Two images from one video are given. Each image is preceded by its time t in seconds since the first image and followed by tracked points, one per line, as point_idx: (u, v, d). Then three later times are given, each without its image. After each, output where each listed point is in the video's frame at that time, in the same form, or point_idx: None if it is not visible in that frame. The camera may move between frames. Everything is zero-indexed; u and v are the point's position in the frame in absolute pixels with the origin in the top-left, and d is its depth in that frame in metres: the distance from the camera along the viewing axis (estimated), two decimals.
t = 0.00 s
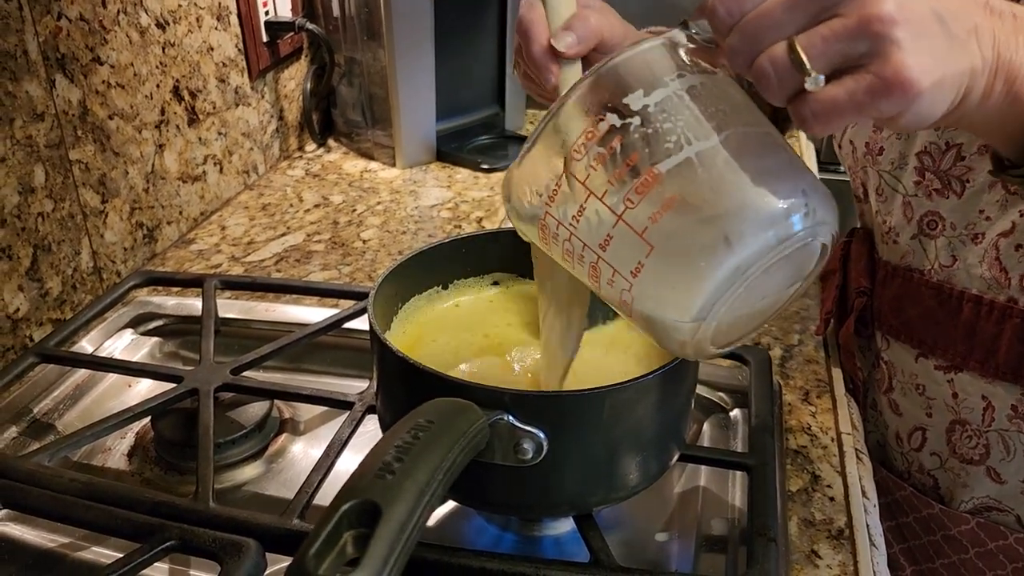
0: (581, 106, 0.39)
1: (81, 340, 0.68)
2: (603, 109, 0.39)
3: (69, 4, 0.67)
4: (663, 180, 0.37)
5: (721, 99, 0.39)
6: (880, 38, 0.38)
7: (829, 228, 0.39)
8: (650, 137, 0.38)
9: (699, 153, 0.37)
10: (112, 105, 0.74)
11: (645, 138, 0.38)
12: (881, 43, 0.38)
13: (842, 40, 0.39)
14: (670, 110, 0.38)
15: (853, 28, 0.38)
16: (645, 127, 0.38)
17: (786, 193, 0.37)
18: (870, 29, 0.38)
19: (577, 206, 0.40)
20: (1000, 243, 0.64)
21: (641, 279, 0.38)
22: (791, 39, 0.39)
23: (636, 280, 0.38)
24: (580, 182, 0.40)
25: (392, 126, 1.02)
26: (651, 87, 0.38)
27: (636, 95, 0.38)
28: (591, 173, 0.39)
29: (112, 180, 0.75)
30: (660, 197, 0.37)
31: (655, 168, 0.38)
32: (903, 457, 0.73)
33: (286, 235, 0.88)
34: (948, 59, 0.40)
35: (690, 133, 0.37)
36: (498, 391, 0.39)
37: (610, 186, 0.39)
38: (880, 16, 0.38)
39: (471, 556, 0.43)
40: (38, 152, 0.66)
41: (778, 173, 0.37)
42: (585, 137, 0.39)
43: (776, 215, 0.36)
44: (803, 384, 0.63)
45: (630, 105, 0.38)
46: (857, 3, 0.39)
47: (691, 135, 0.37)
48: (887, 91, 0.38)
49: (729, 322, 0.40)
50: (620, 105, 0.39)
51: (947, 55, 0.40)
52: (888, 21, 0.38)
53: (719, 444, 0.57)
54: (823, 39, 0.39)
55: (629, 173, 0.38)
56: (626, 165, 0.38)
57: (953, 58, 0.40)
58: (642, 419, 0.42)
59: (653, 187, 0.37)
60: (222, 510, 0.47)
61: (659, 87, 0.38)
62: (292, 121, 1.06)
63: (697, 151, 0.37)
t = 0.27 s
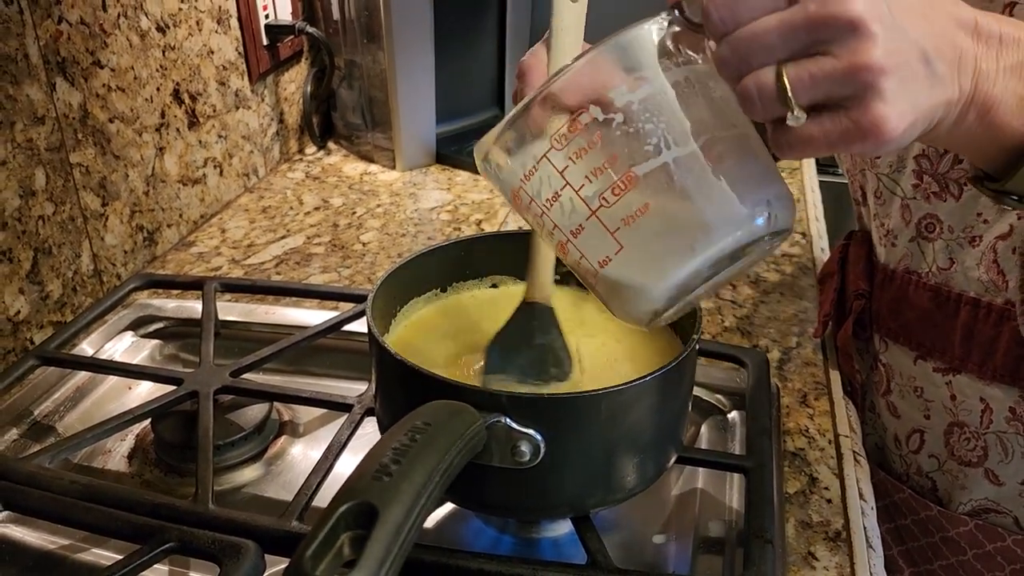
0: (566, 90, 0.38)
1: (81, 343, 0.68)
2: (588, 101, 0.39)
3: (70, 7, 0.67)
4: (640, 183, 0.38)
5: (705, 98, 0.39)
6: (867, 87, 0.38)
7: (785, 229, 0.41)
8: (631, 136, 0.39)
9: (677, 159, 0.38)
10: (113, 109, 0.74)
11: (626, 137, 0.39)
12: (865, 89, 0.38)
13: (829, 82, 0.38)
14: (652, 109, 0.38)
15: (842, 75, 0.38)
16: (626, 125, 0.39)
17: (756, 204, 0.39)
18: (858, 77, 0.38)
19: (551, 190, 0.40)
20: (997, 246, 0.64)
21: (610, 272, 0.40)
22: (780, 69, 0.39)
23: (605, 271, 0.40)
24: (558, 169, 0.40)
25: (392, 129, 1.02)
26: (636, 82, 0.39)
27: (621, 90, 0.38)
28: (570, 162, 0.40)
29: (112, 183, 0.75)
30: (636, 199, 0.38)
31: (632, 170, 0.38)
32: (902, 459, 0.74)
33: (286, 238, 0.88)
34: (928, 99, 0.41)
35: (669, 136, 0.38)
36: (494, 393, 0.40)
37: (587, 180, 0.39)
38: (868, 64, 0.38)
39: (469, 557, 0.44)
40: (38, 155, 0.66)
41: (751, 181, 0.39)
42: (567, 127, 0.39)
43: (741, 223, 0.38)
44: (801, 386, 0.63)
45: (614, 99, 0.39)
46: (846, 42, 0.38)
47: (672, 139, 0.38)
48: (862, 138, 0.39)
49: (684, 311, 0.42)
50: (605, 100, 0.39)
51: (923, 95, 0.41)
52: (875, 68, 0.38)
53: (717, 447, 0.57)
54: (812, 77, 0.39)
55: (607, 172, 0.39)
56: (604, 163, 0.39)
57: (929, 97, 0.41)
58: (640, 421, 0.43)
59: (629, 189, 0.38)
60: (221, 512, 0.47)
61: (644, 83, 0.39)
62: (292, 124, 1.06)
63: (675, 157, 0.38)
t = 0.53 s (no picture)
0: (578, 45, 0.39)
1: (81, 345, 0.68)
2: (594, 61, 0.39)
3: (69, 12, 0.68)
4: (631, 153, 0.40)
5: (705, 69, 0.41)
6: (865, 128, 0.41)
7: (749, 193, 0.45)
8: (631, 105, 0.40)
9: (672, 134, 0.41)
10: (112, 112, 0.74)
11: (626, 103, 0.40)
12: (862, 129, 0.41)
13: (833, 118, 0.41)
14: (656, 79, 0.40)
15: (846, 116, 0.40)
16: (628, 91, 0.40)
17: (733, 177, 0.42)
18: (860, 119, 0.40)
19: (537, 134, 0.41)
20: (995, 250, 0.64)
21: (586, 220, 0.43)
22: (791, 85, 0.39)
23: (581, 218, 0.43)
24: (551, 118, 0.40)
25: (392, 132, 1.02)
26: (646, 49, 0.39)
27: (630, 56, 0.39)
28: (565, 116, 0.40)
29: (112, 186, 0.75)
30: (624, 167, 0.41)
31: (624, 139, 0.40)
32: (899, 461, 0.74)
33: (286, 240, 0.88)
34: (919, 125, 0.44)
35: (668, 109, 0.40)
36: (491, 397, 0.40)
37: (579, 138, 0.41)
38: (873, 108, 0.40)
39: (466, 560, 0.44)
40: (38, 159, 0.67)
41: (734, 156, 0.42)
42: (569, 83, 0.40)
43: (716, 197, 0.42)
44: (799, 389, 0.63)
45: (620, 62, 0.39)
46: (859, 84, 0.40)
47: (669, 113, 0.40)
48: (846, 163, 0.44)
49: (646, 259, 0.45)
50: (613, 63, 0.39)
51: (917, 122, 0.44)
52: (879, 113, 0.40)
53: (714, 449, 0.58)
54: (817, 107, 0.40)
55: (601, 134, 0.40)
56: (601, 125, 0.40)
57: (923, 121, 0.44)
58: (636, 425, 0.43)
59: (620, 156, 0.40)
60: (220, 514, 0.47)
61: (651, 52, 0.39)
62: (292, 127, 1.07)
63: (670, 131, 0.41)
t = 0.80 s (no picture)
0: None
1: (80, 347, 0.68)
2: (601, 15, 0.38)
3: (69, 15, 0.68)
4: (626, 116, 0.40)
5: (713, 34, 0.40)
6: (864, 120, 0.42)
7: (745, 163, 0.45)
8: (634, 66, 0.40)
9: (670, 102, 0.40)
10: (111, 115, 0.75)
11: (629, 64, 0.40)
12: (861, 121, 0.42)
13: (835, 105, 0.41)
14: (663, 41, 0.39)
15: (848, 106, 0.41)
16: (633, 51, 0.39)
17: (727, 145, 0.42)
18: (861, 111, 0.41)
19: (536, 82, 0.41)
20: (994, 251, 0.65)
21: (573, 176, 0.43)
22: (798, 68, 0.40)
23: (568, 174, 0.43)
24: (550, 70, 0.40)
25: (391, 134, 1.02)
26: (657, 10, 0.38)
27: (638, 15, 0.38)
28: (565, 70, 0.40)
29: (111, 189, 0.75)
30: (618, 128, 0.41)
31: (621, 101, 0.40)
32: (897, 462, 0.74)
33: (285, 243, 0.88)
34: (915, 120, 0.45)
35: (671, 76, 0.40)
36: (489, 398, 0.40)
37: (575, 93, 0.41)
38: (874, 102, 0.41)
39: (464, 561, 0.44)
40: (37, 161, 0.67)
41: (729, 128, 0.42)
42: (572, 37, 0.39)
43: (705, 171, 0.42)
44: (796, 391, 0.63)
45: (628, 22, 0.39)
46: (865, 76, 0.40)
47: (670, 78, 0.40)
48: (838, 150, 0.45)
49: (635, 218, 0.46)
50: (621, 21, 0.39)
51: (916, 116, 0.44)
52: (879, 107, 0.41)
53: (711, 450, 0.58)
54: (820, 94, 0.41)
55: (598, 93, 0.40)
56: (601, 85, 0.40)
57: (920, 115, 0.45)
58: (633, 427, 0.43)
59: (614, 117, 0.41)
60: (218, 516, 0.47)
61: (663, 14, 0.38)
62: (291, 129, 1.07)
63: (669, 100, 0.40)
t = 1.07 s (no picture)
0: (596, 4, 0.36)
1: (81, 347, 0.68)
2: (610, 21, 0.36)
3: (70, 17, 0.68)
4: (629, 124, 0.38)
5: (719, 44, 0.38)
6: (860, 147, 0.43)
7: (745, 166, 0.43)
8: (640, 73, 0.38)
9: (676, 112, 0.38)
10: (113, 116, 0.75)
11: (633, 72, 0.38)
12: (856, 145, 0.43)
13: (832, 128, 0.42)
14: (671, 50, 0.37)
15: (846, 132, 0.42)
16: (639, 59, 0.37)
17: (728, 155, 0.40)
18: (858, 137, 0.42)
19: (538, 83, 0.39)
20: (995, 252, 0.65)
21: (570, 178, 0.41)
22: (799, 91, 0.40)
23: (566, 175, 0.41)
24: (554, 71, 0.38)
25: (391, 135, 1.03)
26: (665, 20, 0.36)
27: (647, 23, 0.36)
28: (569, 73, 0.38)
29: (112, 189, 0.76)
30: (620, 135, 0.39)
31: (625, 108, 0.38)
32: (896, 462, 0.74)
33: (285, 243, 0.89)
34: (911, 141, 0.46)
35: (677, 85, 0.38)
36: (487, 398, 0.40)
37: (579, 97, 0.39)
38: (871, 129, 0.41)
39: (463, 560, 0.44)
40: (39, 162, 0.67)
41: (732, 137, 0.40)
42: (579, 42, 0.37)
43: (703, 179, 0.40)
44: (794, 391, 0.64)
45: (636, 30, 0.37)
46: (865, 104, 0.41)
47: (675, 87, 0.38)
48: (833, 169, 0.45)
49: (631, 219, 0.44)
50: (628, 27, 0.37)
51: (911, 138, 0.45)
52: (876, 135, 0.42)
53: (709, 449, 0.58)
54: (819, 117, 0.41)
55: (601, 98, 0.38)
56: (605, 90, 0.38)
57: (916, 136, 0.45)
58: (631, 426, 0.43)
59: (616, 124, 0.39)
60: (218, 515, 0.48)
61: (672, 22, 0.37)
62: (292, 131, 1.07)
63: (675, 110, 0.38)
